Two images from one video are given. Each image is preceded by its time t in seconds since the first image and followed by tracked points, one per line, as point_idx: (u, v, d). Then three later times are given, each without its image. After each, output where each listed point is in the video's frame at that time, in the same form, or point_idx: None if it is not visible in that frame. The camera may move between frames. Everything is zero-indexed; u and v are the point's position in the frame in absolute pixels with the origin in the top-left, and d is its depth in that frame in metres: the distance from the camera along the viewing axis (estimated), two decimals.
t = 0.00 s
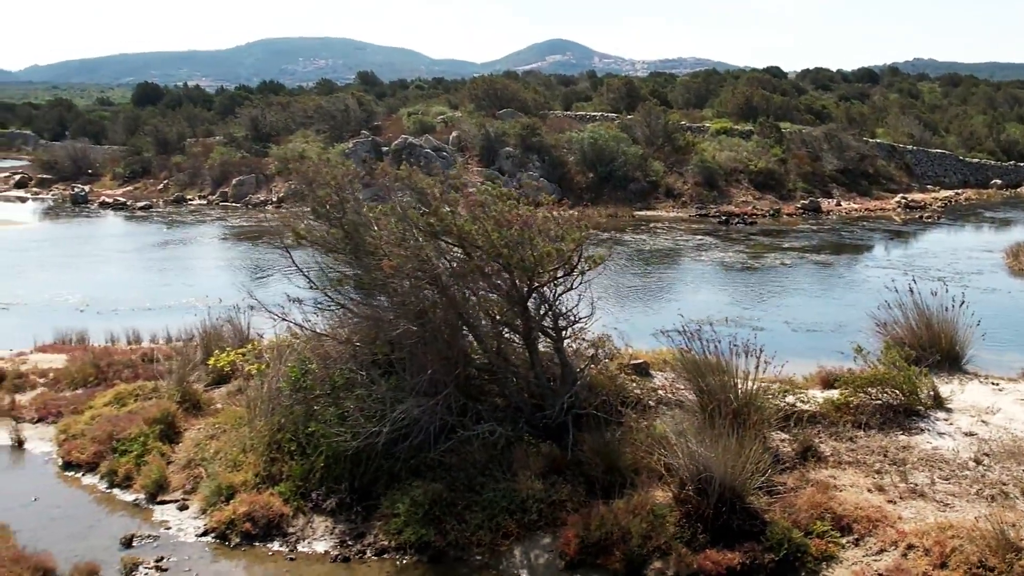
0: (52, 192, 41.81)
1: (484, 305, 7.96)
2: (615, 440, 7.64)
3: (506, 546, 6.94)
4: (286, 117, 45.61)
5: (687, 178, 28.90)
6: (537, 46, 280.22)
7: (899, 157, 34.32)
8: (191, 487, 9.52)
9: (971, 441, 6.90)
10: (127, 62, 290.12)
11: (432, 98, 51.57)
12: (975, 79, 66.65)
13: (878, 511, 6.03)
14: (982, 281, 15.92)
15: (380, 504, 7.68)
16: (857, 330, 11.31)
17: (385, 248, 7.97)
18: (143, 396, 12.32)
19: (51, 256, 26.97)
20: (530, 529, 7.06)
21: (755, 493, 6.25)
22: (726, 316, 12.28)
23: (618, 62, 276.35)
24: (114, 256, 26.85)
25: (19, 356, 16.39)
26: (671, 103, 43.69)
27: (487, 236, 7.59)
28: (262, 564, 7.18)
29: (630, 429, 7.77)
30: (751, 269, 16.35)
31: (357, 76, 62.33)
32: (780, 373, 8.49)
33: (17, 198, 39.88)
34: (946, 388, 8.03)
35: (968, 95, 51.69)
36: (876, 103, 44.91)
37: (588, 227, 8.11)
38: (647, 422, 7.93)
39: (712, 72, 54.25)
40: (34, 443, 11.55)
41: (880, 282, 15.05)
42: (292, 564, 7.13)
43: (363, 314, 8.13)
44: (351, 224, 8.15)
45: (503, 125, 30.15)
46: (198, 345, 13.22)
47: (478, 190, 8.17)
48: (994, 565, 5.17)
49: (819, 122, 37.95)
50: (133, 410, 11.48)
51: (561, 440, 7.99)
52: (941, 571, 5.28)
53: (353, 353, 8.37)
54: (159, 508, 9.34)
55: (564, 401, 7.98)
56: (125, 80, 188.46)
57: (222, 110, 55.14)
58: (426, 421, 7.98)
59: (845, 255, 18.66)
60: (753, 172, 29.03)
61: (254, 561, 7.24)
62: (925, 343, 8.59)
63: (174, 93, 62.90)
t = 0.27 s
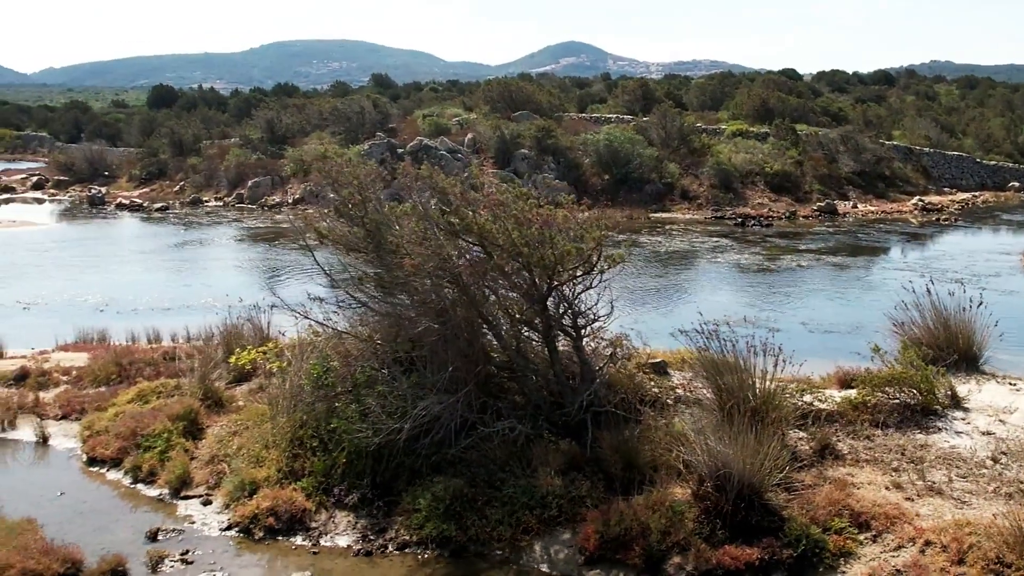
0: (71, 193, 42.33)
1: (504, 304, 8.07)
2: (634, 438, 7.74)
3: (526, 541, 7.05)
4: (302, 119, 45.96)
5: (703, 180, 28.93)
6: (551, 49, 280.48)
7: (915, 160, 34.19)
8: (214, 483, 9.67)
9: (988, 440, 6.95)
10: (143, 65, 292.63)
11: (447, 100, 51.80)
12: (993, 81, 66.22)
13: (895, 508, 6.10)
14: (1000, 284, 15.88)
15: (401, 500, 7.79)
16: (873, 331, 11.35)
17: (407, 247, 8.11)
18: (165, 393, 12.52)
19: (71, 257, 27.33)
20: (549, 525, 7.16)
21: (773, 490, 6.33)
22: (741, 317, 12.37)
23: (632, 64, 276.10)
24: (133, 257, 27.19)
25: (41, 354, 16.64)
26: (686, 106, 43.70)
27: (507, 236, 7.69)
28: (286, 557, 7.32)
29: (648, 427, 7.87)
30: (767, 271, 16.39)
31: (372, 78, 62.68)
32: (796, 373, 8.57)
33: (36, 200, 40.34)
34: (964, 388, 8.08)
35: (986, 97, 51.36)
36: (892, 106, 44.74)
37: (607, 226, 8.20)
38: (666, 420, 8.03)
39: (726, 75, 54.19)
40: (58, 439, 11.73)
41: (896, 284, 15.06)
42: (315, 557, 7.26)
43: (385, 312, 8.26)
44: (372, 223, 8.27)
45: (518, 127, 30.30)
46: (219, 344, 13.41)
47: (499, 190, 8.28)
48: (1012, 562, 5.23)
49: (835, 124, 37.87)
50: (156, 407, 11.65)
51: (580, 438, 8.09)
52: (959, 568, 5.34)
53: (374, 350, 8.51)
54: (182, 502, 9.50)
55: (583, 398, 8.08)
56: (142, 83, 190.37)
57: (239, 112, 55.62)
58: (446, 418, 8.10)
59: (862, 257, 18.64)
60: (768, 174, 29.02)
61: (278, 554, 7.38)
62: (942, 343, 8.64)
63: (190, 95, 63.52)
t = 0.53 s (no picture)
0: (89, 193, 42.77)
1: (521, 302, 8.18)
2: (650, 434, 7.83)
3: (543, 535, 7.14)
4: (316, 119, 46.23)
5: (717, 181, 28.95)
6: (563, 49, 280.52)
7: (931, 161, 34.04)
8: (235, 478, 9.81)
9: (1004, 438, 6.99)
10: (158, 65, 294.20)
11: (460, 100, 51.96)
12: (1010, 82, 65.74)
13: (911, 504, 6.17)
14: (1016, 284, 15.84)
15: (420, 494, 7.91)
16: (888, 331, 11.39)
17: (425, 245, 8.21)
18: (185, 390, 12.69)
19: (88, 256, 27.61)
20: (567, 520, 7.25)
21: (788, 486, 6.41)
22: (757, 317, 12.42)
23: (645, 65, 275.59)
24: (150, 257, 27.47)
25: (61, 352, 16.87)
26: (699, 106, 43.65)
27: (526, 234, 7.79)
28: (307, 550, 7.44)
29: (665, 424, 7.96)
30: (782, 272, 16.41)
31: (385, 79, 62.93)
32: (811, 371, 8.62)
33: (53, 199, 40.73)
34: (980, 386, 8.12)
35: (1003, 97, 50.99)
36: (907, 107, 44.54)
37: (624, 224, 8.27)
38: (682, 418, 8.11)
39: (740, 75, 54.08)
40: (80, 434, 11.90)
41: (912, 285, 15.06)
42: (336, 550, 7.39)
43: (404, 309, 8.38)
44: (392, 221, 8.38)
45: (532, 127, 30.40)
46: (238, 341, 13.58)
47: (517, 189, 8.37)
48: None
49: (850, 125, 37.76)
50: (177, 403, 11.81)
51: (597, 434, 8.19)
52: (974, 563, 5.40)
53: (393, 347, 8.63)
54: (203, 497, 9.64)
55: (599, 395, 8.18)
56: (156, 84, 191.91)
57: (253, 113, 56.01)
58: (464, 414, 8.21)
59: (877, 258, 18.62)
60: (783, 175, 28.99)
61: (300, 547, 7.50)
62: (958, 343, 8.68)
63: (205, 96, 64.01)
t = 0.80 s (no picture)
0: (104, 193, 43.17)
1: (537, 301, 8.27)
2: (665, 432, 7.91)
3: (559, 531, 7.23)
4: (329, 119, 46.48)
5: (730, 181, 28.96)
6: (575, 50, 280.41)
7: (946, 161, 33.91)
8: (253, 474, 9.96)
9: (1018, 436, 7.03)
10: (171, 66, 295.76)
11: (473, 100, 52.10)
12: None
13: (925, 501, 6.22)
14: None
15: (436, 490, 8.01)
16: (903, 331, 11.41)
17: (442, 243, 8.31)
18: (203, 387, 12.85)
19: (104, 255, 27.88)
20: (582, 515, 7.34)
21: (803, 483, 6.47)
22: (770, 316, 12.47)
23: (657, 65, 275.06)
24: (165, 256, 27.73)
25: (79, 349, 17.08)
26: (712, 106, 43.60)
27: (542, 232, 7.88)
28: (325, 544, 7.55)
29: (679, 422, 8.04)
30: (795, 272, 16.43)
31: (397, 79, 63.15)
32: (825, 370, 8.68)
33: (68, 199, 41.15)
34: (994, 385, 8.15)
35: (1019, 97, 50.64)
36: (922, 107, 44.35)
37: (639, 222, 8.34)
38: (697, 415, 8.18)
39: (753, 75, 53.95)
40: (99, 430, 12.09)
41: (926, 285, 15.05)
42: (354, 545, 7.49)
43: (421, 307, 8.48)
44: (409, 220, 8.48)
45: (544, 128, 30.49)
46: (254, 339, 13.74)
47: (533, 188, 8.46)
48: None
49: (864, 125, 37.65)
50: (195, 400, 11.97)
51: (612, 431, 8.28)
52: (988, 559, 5.45)
53: (409, 345, 8.74)
54: (222, 492, 9.78)
55: (615, 392, 8.26)
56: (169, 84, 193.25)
57: (266, 113, 56.35)
58: (480, 411, 8.30)
59: (891, 258, 18.60)
60: (797, 175, 28.96)
61: (318, 541, 7.61)
62: (973, 342, 8.71)
63: (218, 96, 64.44)
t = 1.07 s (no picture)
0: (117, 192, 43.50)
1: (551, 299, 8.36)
2: (678, 429, 7.98)
3: (573, 527, 7.31)
4: (340, 119, 46.68)
5: (742, 181, 28.96)
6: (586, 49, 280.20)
7: (959, 161, 33.77)
8: (269, 469, 10.08)
9: None
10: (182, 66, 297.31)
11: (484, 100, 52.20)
12: None
13: (937, 498, 6.27)
14: None
15: (451, 486, 8.12)
16: (915, 330, 11.43)
17: (457, 241, 8.40)
18: (219, 384, 13.00)
19: (118, 254, 28.13)
20: (596, 511, 7.42)
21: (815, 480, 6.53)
22: (782, 315, 12.52)
23: (667, 65, 274.51)
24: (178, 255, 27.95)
25: (95, 347, 17.28)
26: (723, 106, 43.54)
27: (557, 231, 7.96)
28: (342, 539, 7.66)
29: (692, 419, 8.12)
30: (807, 272, 16.44)
31: (407, 79, 63.28)
32: (838, 368, 8.73)
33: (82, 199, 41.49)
34: (1007, 383, 8.18)
35: None
36: (935, 107, 44.16)
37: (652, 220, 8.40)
38: (710, 413, 8.26)
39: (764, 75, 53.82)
40: (116, 427, 12.24)
41: (938, 285, 15.04)
42: (370, 539, 7.60)
43: (436, 305, 8.58)
44: (424, 219, 8.57)
45: (556, 127, 30.55)
46: (269, 337, 13.88)
47: (548, 186, 8.54)
48: None
49: (876, 125, 37.54)
50: (211, 397, 12.12)
51: (625, 429, 8.35)
52: (1001, 555, 5.50)
53: (424, 342, 8.84)
54: (238, 488, 9.91)
55: (628, 390, 8.34)
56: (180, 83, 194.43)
57: (277, 112, 56.62)
58: (495, 409, 8.40)
59: (904, 258, 18.58)
60: (809, 175, 28.93)
61: (335, 536, 7.72)
62: (986, 341, 8.73)
63: (230, 96, 64.77)
